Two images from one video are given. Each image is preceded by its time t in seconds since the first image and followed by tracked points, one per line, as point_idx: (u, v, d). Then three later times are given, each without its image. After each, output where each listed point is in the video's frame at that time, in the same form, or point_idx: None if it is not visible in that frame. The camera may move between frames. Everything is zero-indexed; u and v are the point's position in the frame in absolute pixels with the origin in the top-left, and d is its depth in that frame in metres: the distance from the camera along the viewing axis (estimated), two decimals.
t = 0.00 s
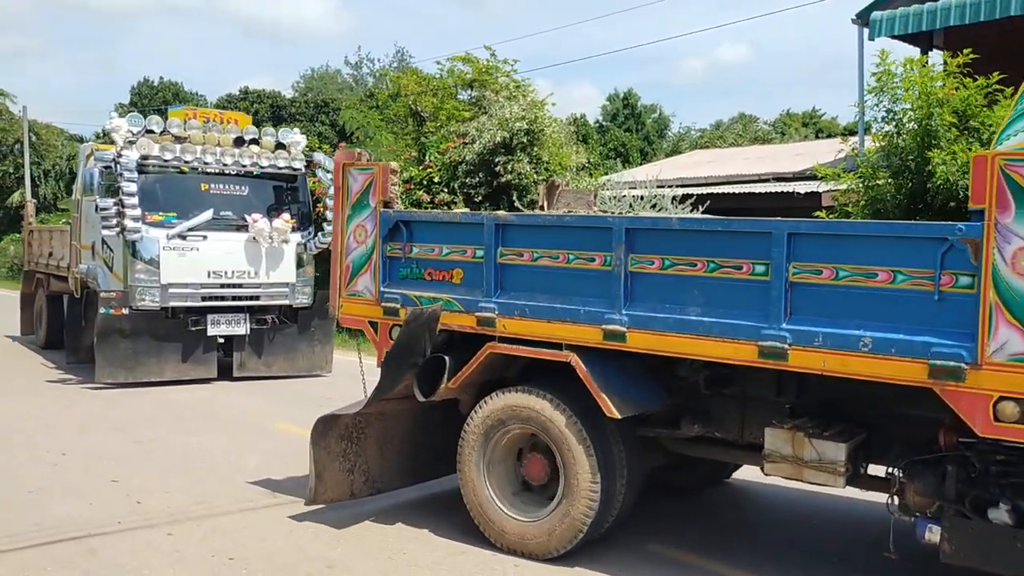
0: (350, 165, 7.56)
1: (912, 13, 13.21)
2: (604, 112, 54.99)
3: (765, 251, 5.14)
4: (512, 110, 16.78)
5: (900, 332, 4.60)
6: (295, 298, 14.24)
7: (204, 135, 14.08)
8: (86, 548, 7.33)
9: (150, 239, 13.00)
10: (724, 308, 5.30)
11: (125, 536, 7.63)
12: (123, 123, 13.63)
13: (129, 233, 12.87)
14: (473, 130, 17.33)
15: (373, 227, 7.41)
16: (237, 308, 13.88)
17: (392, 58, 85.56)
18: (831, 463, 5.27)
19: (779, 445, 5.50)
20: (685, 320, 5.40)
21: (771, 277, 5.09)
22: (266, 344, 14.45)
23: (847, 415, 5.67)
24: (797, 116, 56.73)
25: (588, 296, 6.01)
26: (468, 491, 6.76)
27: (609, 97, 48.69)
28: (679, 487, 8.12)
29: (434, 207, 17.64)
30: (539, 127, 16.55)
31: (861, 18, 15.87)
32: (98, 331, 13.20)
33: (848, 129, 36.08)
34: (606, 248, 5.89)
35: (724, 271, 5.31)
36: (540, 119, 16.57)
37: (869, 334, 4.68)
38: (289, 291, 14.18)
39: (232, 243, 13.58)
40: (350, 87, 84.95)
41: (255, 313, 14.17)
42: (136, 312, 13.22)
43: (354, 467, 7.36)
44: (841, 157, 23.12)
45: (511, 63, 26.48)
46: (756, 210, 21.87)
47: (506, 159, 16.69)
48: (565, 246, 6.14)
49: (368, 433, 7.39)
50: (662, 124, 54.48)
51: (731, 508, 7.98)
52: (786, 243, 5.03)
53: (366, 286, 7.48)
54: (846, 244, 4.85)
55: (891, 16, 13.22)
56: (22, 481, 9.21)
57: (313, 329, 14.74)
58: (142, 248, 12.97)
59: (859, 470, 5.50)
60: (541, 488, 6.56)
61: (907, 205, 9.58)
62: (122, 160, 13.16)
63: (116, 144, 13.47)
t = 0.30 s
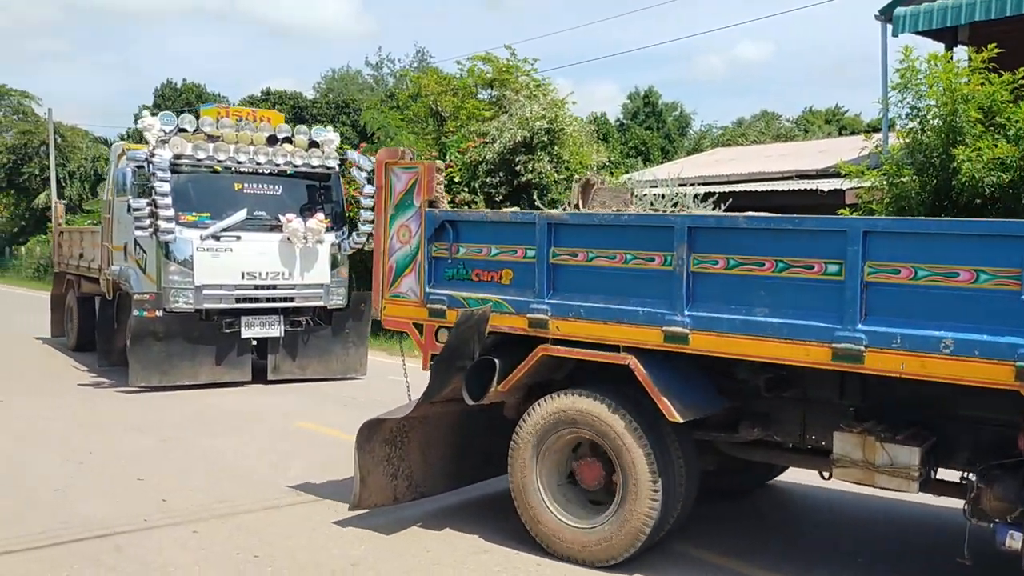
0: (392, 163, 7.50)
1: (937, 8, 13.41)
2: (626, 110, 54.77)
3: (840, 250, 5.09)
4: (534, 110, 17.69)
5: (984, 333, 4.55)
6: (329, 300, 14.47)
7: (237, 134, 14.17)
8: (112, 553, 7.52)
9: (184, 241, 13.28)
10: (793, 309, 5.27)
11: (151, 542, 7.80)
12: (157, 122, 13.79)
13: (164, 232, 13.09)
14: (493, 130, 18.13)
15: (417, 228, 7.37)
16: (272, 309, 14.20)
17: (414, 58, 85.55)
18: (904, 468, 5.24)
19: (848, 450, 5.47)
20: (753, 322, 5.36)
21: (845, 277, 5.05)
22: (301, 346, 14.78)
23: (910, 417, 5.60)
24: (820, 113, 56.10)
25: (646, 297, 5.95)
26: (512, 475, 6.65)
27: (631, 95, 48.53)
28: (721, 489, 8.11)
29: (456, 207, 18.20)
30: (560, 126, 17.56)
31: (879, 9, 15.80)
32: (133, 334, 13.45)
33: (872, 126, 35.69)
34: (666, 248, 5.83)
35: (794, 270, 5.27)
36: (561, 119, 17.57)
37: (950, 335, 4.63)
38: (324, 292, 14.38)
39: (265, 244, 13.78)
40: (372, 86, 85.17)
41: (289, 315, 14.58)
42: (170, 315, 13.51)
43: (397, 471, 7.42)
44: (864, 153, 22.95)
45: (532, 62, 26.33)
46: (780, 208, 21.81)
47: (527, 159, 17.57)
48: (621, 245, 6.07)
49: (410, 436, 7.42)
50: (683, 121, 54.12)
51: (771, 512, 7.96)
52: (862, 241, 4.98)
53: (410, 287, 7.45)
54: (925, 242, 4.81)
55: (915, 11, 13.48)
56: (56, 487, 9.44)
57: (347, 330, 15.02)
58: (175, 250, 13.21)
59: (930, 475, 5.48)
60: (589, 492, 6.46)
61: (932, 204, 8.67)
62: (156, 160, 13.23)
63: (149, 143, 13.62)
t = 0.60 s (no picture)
0: (439, 163, 7.46)
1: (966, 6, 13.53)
2: (650, 109, 54.17)
3: (918, 251, 5.07)
4: (557, 111, 18.32)
5: None
6: (365, 301, 14.26)
7: (273, 132, 14.01)
8: (155, 562, 7.41)
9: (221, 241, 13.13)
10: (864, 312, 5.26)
11: (196, 549, 7.70)
12: (191, 120, 13.66)
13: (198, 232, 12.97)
14: (517, 131, 18.90)
15: (465, 229, 7.30)
16: (309, 312, 14.07)
17: (437, 60, 85.21)
18: (982, 474, 5.14)
19: (921, 455, 5.34)
20: (826, 324, 5.34)
21: (924, 278, 5.04)
22: (337, 348, 14.70)
23: (980, 423, 5.53)
24: (846, 112, 55.16)
25: (708, 299, 5.91)
26: (570, 455, 6.59)
27: (654, 94, 48.06)
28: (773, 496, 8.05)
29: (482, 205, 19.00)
30: (583, 126, 18.03)
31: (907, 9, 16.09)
32: (169, 337, 13.41)
33: (901, 125, 35.12)
34: (731, 248, 5.80)
35: (868, 271, 5.26)
36: (583, 119, 18.06)
37: None
38: (359, 294, 14.21)
39: (301, 244, 13.59)
40: (394, 87, 84.87)
41: (325, 317, 14.40)
42: (206, 317, 13.44)
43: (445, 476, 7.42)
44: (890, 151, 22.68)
45: (555, 63, 25.50)
46: (806, 208, 21.64)
47: (550, 159, 18.09)
48: (683, 246, 6.04)
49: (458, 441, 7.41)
50: (707, 121, 53.31)
51: (825, 520, 7.81)
52: (942, 241, 4.96)
53: (459, 289, 7.39)
54: (1005, 243, 4.79)
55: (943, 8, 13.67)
56: (92, 492, 9.33)
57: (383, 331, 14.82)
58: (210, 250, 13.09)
59: (1008, 482, 5.34)
60: (641, 491, 6.45)
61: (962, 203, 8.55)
62: (192, 159, 13.11)
63: (184, 141, 13.51)
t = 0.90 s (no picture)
0: (484, 164, 7.21)
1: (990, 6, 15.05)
2: (673, 109, 53.69)
3: (996, 252, 4.76)
4: (579, 111, 18.62)
5: None
6: (399, 304, 13.93)
7: (307, 132, 13.52)
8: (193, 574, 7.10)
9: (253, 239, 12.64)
10: (937, 315, 4.96)
11: (231, 560, 7.39)
12: (223, 119, 13.19)
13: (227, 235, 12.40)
14: (539, 130, 19.13)
15: (512, 231, 7.04)
16: (342, 314, 13.71)
17: (459, 62, 84.97)
18: None
19: (995, 464, 5.08)
20: (896, 329, 5.05)
21: (1003, 280, 4.73)
22: (372, 352, 14.30)
23: None
24: (871, 112, 54.50)
25: (771, 302, 5.62)
26: (632, 442, 6.18)
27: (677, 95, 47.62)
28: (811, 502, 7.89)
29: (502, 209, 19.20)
30: (606, 128, 18.50)
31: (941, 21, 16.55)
32: (201, 340, 12.96)
33: (928, 125, 34.70)
34: (795, 250, 5.51)
35: (941, 273, 4.96)
36: (606, 120, 18.47)
37: None
38: (394, 297, 13.89)
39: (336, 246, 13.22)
40: (414, 88, 84.67)
41: (359, 320, 14.05)
42: (240, 321, 12.99)
43: (489, 483, 7.15)
44: (918, 152, 22.46)
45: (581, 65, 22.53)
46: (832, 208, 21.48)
47: (573, 160, 18.61)
48: (744, 248, 5.73)
49: (502, 446, 7.13)
50: (732, 121, 52.75)
51: (886, 533, 7.47)
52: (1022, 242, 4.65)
53: (505, 292, 7.12)
54: None
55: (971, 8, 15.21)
56: (122, 499, 9.04)
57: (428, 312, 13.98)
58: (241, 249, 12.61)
59: None
60: (690, 492, 6.09)
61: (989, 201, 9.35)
62: (226, 160, 12.55)
63: (217, 142, 13.07)
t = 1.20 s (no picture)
0: (526, 164, 7.12)
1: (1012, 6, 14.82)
2: (692, 110, 53.15)
3: None
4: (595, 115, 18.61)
5: None
6: (429, 307, 13.60)
7: (335, 132, 13.32)
8: None
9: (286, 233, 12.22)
10: (1005, 319, 4.94)
11: (259, 565, 7.22)
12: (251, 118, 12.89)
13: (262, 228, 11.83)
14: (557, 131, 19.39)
15: (555, 232, 6.98)
16: (371, 317, 13.36)
17: (477, 63, 84.66)
18: None
19: None
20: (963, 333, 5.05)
21: None
22: (401, 355, 13.97)
23: None
24: (893, 113, 53.79)
25: (830, 306, 5.60)
26: (698, 430, 6.03)
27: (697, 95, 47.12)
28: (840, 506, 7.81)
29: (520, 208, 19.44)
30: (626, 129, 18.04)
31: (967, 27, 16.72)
32: (229, 342, 12.63)
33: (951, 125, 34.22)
34: (857, 253, 5.50)
35: (1010, 277, 4.94)
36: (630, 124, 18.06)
37: None
38: (424, 299, 13.56)
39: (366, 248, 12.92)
40: (432, 90, 84.33)
41: (389, 322, 13.71)
42: (269, 323, 12.68)
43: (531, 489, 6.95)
44: (940, 153, 22.22)
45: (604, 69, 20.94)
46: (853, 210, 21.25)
47: (592, 161, 19.11)
48: (802, 250, 5.73)
49: (545, 452, 6.95)
50: (751, 122, 52.17)
51: (916, 535, 7.40)
52: None
53: (548, 294, 7.05)
54: None
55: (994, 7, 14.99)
56: (147, 499, 9.02)
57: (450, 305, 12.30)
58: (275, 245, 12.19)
59: None
60: (740, 493, 6.00)
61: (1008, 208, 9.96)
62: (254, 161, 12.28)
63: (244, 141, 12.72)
